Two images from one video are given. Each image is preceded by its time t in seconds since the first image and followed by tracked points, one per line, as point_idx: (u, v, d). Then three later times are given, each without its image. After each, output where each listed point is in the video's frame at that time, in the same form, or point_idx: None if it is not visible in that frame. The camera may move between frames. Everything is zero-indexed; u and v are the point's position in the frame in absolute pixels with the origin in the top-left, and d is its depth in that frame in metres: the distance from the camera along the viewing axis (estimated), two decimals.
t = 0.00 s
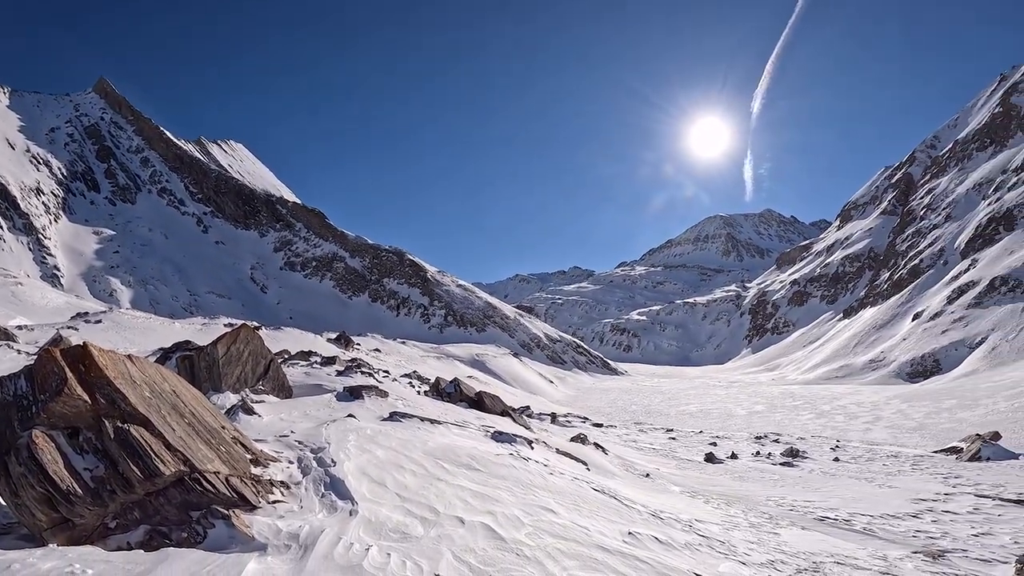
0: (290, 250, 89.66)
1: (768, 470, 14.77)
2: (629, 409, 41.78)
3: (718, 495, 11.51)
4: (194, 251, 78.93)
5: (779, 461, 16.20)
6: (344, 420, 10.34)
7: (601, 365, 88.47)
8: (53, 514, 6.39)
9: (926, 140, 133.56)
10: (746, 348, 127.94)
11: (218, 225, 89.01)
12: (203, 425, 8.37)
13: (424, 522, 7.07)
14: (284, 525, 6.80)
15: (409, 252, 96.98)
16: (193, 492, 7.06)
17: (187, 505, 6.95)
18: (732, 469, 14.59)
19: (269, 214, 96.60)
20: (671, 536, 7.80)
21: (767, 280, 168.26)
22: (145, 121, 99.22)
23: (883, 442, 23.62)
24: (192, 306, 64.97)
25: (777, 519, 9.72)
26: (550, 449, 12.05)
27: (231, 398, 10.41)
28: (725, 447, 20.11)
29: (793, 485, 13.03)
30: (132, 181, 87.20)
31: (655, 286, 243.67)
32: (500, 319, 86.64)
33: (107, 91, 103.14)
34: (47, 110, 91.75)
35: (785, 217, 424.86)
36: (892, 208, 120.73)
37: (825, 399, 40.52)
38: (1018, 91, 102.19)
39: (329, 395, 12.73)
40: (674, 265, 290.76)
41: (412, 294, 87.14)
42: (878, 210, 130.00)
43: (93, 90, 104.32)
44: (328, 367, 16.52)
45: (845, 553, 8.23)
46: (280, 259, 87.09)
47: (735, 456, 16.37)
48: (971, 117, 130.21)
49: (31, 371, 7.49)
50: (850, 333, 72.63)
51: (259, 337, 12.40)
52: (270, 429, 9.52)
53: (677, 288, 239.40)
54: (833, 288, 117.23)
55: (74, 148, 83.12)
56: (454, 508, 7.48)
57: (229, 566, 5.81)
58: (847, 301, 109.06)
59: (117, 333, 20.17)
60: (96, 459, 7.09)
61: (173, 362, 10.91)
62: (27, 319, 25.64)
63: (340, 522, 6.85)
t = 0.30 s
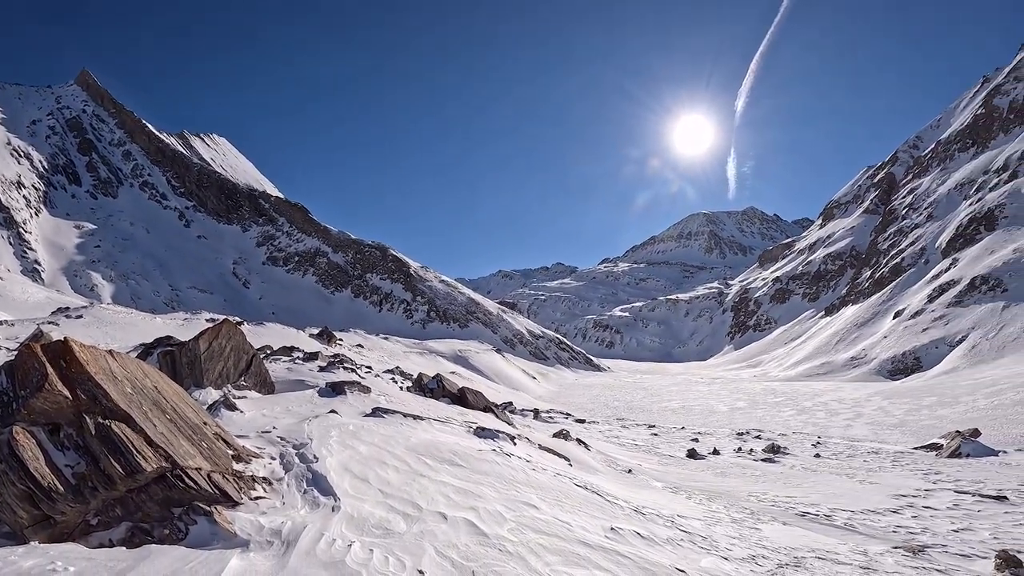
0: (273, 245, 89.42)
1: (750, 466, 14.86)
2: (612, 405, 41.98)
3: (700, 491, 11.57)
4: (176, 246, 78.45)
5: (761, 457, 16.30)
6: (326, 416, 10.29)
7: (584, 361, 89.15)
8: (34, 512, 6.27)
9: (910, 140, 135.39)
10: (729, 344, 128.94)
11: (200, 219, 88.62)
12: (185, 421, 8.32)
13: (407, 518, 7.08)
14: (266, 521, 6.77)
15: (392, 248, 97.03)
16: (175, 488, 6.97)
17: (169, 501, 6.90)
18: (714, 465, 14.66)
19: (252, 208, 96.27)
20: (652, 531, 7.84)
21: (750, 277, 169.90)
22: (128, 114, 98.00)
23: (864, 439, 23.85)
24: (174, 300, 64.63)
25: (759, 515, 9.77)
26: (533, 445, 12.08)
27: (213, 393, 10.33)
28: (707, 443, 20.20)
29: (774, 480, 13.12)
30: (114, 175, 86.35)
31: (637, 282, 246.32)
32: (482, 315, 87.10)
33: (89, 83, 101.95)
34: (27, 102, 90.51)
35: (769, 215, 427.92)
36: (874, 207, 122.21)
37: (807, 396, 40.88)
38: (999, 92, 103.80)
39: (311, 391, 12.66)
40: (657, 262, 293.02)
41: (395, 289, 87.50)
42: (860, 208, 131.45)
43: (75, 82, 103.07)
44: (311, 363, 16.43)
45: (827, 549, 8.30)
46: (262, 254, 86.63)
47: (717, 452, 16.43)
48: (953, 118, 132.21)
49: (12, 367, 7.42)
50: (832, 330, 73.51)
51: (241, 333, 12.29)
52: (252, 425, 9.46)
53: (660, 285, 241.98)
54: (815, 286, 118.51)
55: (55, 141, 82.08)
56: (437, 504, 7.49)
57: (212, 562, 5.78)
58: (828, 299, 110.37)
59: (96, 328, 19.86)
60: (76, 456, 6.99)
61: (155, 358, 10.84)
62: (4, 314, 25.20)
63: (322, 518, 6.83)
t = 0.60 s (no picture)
0: (255, 241, 89.39)
1: (731, 462, 14.94)
2: (595, 401, 42.19)
3: (682, 486, 11.62)
4: (158, 242, 78.24)
5: (742, 453, 16.39)
6: (309, 411, 10.24)
7: (567, 358, 90.11)
8: (16, 509, 6.00)
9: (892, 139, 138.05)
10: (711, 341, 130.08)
11: (183, 215, 88.39)
12: (165, 419, 8.23)
13: (389, 514, 7.07)
14: (248, 518, 6.74)
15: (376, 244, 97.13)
16: (156, 485, 6.88)
17: (149, 499, 6.79)
18: (696, 462, 14.71)
19: (234, 204, 96.03)
20: (634, 526, 7.87)
21: (732, 275, 172.03)
22: (110, 108, 97.13)
23: (845, 435, 24.08)
24: (155, 296, 64.53)
25: (740, 510, 9.83)
26: (515, 441, 12.11)
27: (195, 389, 10.17)
28: (689, 439, 20.26)
29: (755, 476, 13.20)
30: (95, 169, 85.64)
31: (619, 279, 249.98)
32: (465, 311, 87.65)
33: (71, 75, 100.91)
34: (7, 95, 89.40)
35: (753, 214, 434.95)
36: (856, 206, 124.33)
37: (789, 392, 41.25)
38: (982, 94, 105.50)
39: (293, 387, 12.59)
40: (639, 260, 295.86)
41: (378, 285, 87.54)
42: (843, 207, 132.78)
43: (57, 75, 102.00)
44: (293, 359, 16.30)
45: (808, 544, 8.37)
46: (244, 249, 86.70)
47: (699, 448, 16.48)
48: (936, 120, 134.39)
49: None
50: (816, 326, 73.80)
51: (223, 329, 12.24)
52: (233, 421, 9.37)
53: (643, 281, 244.74)
54: (796, 284, 120.22)
55: (36, 135, 81.12)
56: (419, 500, 7.48)
57: (194, 560, 5.73)
58: (809, 297, 112.37)
59: (72, 323, 19.43)
60: (57, 453, 6.77)
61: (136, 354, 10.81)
62: None
63: (304, 515, 6.82)
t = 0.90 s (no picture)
0: (237, 236, 89.23)
1: (713, 458, 15.04)
2: (577, 397, 42.41)
3: (664, 482, 11.67)
4: (140, 237, 77.82)
5: (725, 449, 16.50)
6: (291, 409, 10.18)
7: (550, 355, 91.02)
8: None
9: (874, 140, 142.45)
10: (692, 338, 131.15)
11: (164, 210, 87.97)
12: (146, 415, 8.08)
13: (370, 511, 7.05)
14: (229, 516, 6.70)
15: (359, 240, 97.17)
16: (137, 483, 6.77)
17: (130, 496, 6.66)
18: (678, 458, 14.78)
19: (216, 200, 95.79)
20: (616, 523, 7.89)
21: (714, 273, 174.43)
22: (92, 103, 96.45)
23: (827, 431, 24.32)
24: (137, 293, 64.20)
25: (723, 506, 9.88)
26: (498, 438, 12.12)
27: (175, 387, 10.02)
28: (671, 436, 20.36)
29: (736, 472, 13.31)
30: (77, 164, 84.93)
31: (601, 276, 253.62)
32: (448, 308, 88.22)
33: (52, 69, 100.02)
34: None
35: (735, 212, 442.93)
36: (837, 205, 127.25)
37: (771, 389, 41.63)
38: (964, 95, 107.39)
39: (275, 384, 12.50)
40: (620, 258, 298.09)
41: (361, 281, 86.84)
42: (824, 206, 135.40)
43: (38, 68, 101.02)
44: (275, 356, 16.19)
45: (789, 539, 8.43)
46: (226, 246, 86.54)
47: (681, 445, 16.56)
48: (918, 121, 136.91)
49: None
50: (798, 323, 75.45)
51: (204, 326, 12.15)
52: (215, 418, 9.26)
53: (625, 279, 248.47)
54: (778, 282, 122.30)
55: (17, 129, 80.31)
56: (400, 496, 7.48)
57: (175, 558, 5.68)
58: (791, 295, 115.37)
59: (49, 319, 19.11)
60: (36, 451, 6.52)
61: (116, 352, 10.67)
62: None
63: (286, 512, 6.78)
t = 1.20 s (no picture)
0: (218, 232, 88.90)
1: (694, 456, 15.11)
2: (559, 395, 42.54)
3: (645, 479, 11.70)
4: (120, 233, 76.94)
5: (706, 447, 16.57)
6: (272, 407, 10.09)
7: (532, 353, 91.81)
8: None
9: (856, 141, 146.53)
10: (673, 337, 132.21)
11: (145, 206, 87.19)
12: (126, 413, 7.98)
13: (350, 509, 7.03)
14: (208, 514, 6.64)
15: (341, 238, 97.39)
16: (116, 481, 6.67)
17: (109, 495, 6.54)
18: (660, 455, 14.81)
19: (197, 195, 95.32)
20: (597, 519, 7.92)
21: (695, 271, 176.75)
22: (73, 97, 95.25)
23: (807, 429, 24.56)
24: (117, 289, 63.50)
25: (704, 503, 9.92)
26: (480, 436, 12.13)
27: (156, 385, 9.98)
28: (653, 434, 20.43)
29: (718, 469, 13.40)
30: (57, 159, 83.69)
31: (584, 275, 257.15)
32: (429, 305, 88.65)
33: (33, 62, 98.50)
34: None
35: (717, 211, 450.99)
36: (819, 205, 130.11)
37: (751, 387, 42.00)
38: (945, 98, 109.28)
39: (256, 382, 12.40)
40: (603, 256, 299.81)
41: (342, 279, 87.49)
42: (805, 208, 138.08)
43: (18, 61, 99.42)
44: (256, 353, 16.06)
45: (769, 535, 8.50)
46: (207, 242, 85.96)
47: (663, 442, 16.64)
48: (899, 123, 140.46)
49: None
50: (778, 322, 77.57)
51: (184, 323, 12.05)
52: (195, 415, 9.18)
53: (606, 276, 252.96)
54: (759, 280, 124.45)
55: None
56: (381, 494, 7.46)
57: (155, 557, 5.61)
58: (772, 294, 117.34)
59: (25, 316, 18.75)
60: (13, 450, 6.37)
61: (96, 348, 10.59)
62: None
63: (265, 511, 6.75)
